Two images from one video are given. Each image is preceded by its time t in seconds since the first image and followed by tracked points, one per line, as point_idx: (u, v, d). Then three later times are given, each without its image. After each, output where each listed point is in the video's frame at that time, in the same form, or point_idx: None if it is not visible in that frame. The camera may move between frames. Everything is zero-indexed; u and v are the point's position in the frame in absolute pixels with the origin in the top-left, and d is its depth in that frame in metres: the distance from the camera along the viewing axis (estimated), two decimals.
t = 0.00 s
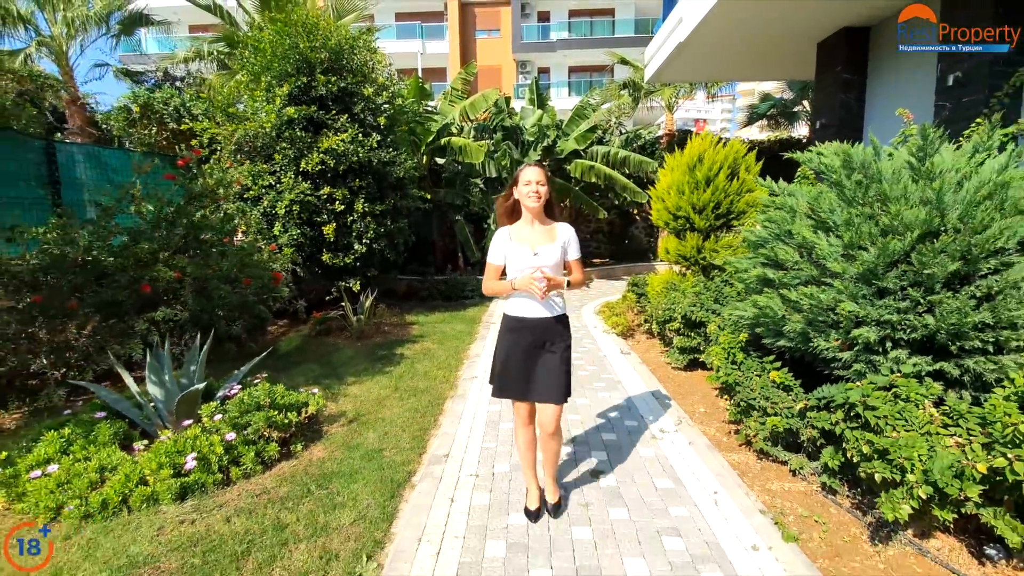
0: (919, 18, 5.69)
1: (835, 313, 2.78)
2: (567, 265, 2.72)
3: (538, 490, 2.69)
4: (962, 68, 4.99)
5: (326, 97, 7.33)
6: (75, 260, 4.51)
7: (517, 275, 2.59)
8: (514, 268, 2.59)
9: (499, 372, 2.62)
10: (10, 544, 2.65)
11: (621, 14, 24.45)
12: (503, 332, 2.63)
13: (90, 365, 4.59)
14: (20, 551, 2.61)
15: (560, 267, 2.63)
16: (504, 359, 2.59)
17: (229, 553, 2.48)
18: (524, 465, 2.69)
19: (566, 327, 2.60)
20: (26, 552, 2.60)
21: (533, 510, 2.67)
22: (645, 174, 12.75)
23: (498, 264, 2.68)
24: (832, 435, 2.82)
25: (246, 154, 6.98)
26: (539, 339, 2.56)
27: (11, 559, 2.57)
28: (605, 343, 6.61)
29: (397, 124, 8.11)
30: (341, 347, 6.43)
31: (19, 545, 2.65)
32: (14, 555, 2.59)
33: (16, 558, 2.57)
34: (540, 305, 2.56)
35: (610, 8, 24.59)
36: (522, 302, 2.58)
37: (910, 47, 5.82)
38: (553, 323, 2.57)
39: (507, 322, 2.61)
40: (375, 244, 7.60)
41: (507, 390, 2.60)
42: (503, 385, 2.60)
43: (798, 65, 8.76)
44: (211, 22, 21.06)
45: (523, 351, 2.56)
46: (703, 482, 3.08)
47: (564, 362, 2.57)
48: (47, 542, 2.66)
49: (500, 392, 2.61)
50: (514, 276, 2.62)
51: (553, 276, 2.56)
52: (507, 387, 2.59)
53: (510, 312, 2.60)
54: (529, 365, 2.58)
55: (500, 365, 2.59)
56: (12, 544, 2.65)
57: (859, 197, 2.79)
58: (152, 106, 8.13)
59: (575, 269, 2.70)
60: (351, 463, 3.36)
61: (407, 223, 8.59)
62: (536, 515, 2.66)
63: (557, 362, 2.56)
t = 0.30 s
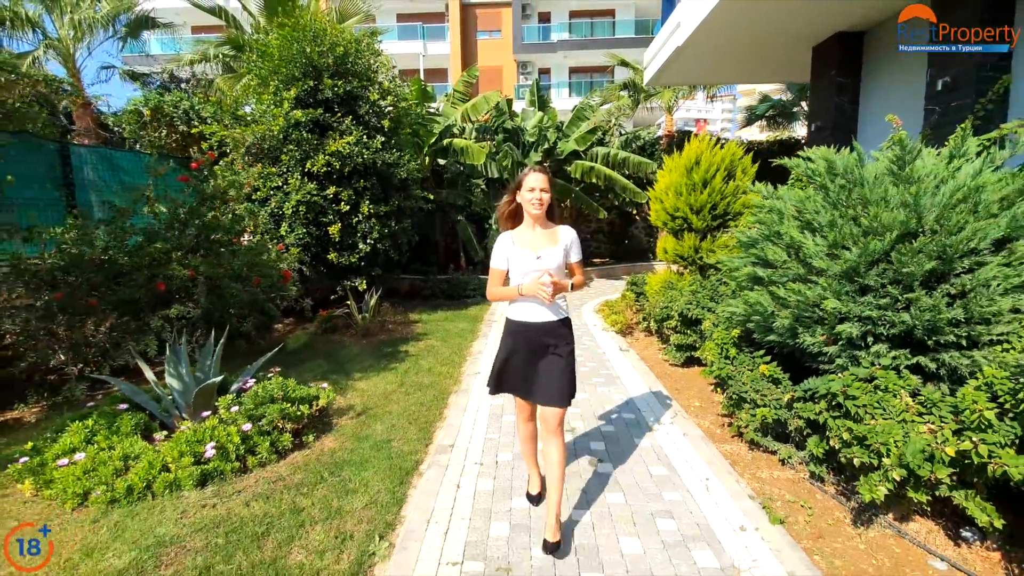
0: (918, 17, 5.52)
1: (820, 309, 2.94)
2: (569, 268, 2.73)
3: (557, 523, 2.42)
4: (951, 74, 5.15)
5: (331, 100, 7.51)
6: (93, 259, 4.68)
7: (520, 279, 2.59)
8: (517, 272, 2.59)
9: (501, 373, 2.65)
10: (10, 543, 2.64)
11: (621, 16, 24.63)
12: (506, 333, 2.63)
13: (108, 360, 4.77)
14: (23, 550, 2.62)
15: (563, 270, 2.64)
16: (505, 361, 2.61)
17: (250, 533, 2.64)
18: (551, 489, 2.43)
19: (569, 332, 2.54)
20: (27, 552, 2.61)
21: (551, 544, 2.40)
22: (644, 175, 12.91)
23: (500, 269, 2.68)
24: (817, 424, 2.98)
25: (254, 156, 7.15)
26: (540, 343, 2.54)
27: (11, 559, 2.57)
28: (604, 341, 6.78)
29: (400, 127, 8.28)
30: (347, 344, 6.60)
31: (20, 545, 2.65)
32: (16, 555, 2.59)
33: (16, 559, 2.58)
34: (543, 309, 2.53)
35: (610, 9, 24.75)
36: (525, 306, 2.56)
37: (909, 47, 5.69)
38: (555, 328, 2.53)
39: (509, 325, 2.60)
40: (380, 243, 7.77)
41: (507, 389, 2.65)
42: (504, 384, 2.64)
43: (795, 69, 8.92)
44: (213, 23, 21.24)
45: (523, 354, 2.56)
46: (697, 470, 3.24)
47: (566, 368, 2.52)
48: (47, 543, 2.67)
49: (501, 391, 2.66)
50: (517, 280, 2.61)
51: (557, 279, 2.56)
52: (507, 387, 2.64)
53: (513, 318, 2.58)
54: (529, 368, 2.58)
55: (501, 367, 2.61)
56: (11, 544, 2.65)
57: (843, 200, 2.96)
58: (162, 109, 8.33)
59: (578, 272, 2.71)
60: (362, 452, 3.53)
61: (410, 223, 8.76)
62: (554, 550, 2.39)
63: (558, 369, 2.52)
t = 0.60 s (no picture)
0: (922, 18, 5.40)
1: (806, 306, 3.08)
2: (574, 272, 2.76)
3: (553, 517, 2.49)
4: (940, 78, 5.29)
5: (336, 103, 7.67)
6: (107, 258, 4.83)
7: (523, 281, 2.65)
8: (520, 274, 2.65)
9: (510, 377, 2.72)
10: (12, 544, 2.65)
11: (621, 17, 24.76)
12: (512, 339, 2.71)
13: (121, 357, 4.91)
14: (23, 549, 2.64)
15: (566, 272, 2.67)
16: (512, 365, 2.68)
17: (265, 518, 2.79)
18: (551, 491, 2.51)
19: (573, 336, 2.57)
20: (27, 552, 2.62)
21: (547, 539, 2.47)
22: (644, 175, 13.06)
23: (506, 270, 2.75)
24: (804, 416, 3.13)
25: (260, 158, 7.31)
26: (544, 348, 2.59)
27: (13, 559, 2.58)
28: (603, 339, 6.94)
29: (403, 129, 8.43)
30: (351, 342, 6.75)
31: (19, 545, 2.67)
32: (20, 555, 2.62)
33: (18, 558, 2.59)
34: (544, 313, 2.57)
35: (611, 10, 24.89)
36: (529, 309, 2.61)
37: (909, 47, 5.61)
38: (557, 333, 2.56)
39: (514, 330, 2.67)
40: (383, 243, 7.93)
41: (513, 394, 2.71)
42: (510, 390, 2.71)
43: (791, 72, 9.07)
44: (216, 24, 21.37)
45: (527, 358, 2.62)
46: (690, 462, 3.39)
47: (569, 373, 2.55)
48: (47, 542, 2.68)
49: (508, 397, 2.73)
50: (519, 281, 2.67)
51: (559, 282, 2.60)
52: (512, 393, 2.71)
53: (517, 323, 2.64)
54: (535, 373, 2.64)
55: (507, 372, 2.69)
56: (11, 544, 2.67)
57: (829, 203, 3.11)
58: (170, 112, 8.49)
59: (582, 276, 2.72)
60: (369, 444, 3.69)
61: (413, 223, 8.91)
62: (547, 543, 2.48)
63: (562, 373, 2.56)
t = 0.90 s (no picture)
0: (919, 18, 5.36)
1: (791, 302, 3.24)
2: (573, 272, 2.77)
3: (549, 500, 2.64)
4: (928, 82, 5.42)
5: (339, 105, 7.82)
6: (118, 257, 4.99)
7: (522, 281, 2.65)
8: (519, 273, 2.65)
9: (509, 380, 2.70)
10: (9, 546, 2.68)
11: (621, 17, 24.91)
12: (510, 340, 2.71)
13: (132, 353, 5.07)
14: (23, 549, 2.68)
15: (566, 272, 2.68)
16: (511, 367, 2.67)
17: (276, 502, 2.95)
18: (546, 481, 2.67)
19: (572, 333, 2.63)
20: (27, 552, 2.66)
21: (543, 520, 2.62)
22: (642, 176, 13.21)
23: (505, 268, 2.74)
24: (789, 407, 3.29)
25: (265, 159, 7.46)
26: (545, 345, 2.63)
27: (11, 560, 2.61)
28: (601, 336, 7.10)
29: (405, 130, 8.58)
30: (354, 339, 6.91)
31: (19, 545, 2.71)
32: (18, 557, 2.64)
33: (15, 558, 2.62)
34: (546, 310, 2.60)
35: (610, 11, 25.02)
36: (528, 309, 2.63)
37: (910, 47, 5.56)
38: (558, 330, 2.62)
39: (513, 330, 2.68)
40: (386, 243, 8.09)
41: (514, 399, 2.65)
42: (510, 395, 2.65)
43: (786, 74, 9.22)
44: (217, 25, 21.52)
45: (528, 355, 2.63)
46: (681, 451, 3.55)
47: (570, 370, 2.63)
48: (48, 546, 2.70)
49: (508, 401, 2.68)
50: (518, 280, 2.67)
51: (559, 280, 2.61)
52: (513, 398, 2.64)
53: (517, 320, 2.65)
54: (535, 373, 2.65)
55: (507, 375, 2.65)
56: (12, 544, 2.71)
57: (812, 203, 3.27)
58: (178, 114, 8.67)
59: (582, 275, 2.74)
60: (374, 435, 3.84)
61: (414, 223, 9.06)
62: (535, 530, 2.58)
63: (565, 369, 2.62)
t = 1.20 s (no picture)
0: (916, 18, 5.38)
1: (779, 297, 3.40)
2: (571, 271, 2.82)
3: (548, 483, 2.82)
4: (918, 85, 5.57)
5: (343, 107, 7.99)
6: (132, 255, 5.14)
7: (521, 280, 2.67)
8: (518, 273, 2.66)
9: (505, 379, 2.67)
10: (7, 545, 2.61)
11: (621, 17, 25.07)
12: (507, 338, 2.70)
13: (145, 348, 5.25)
14: (24, 548, 2.61)
15: (565, 271, 2.72)
16: (511, 366, 2.64)
17: (290, 486, 3.11)
18: (528, 495, 2.47)
19: (570, 330, 2.70)
20: (27, 552, 2.59)
21: (543, 500, 2.81)
22: (641, 176, 13.37)
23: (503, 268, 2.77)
24: (778, 397, 3.44)
25: (271, 160, 7.63)
26: (543, 344, 2.65)
27: (10, 560, 2.54)
28: (599, 333, 7.26)
29: (408, 131, 8.74)
30: (358, 336, 7.08)
31: (19, 545, 2.64)
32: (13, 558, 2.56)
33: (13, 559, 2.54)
34: (545, 310, 2.63)
35: (611, 12, 25.17)
36: (528, 308, 2.65)
37: (911, 47, 5.54)
38: (558, 326, 2.66)
39: (511, 328, 2.68)
40: (389, 242, 8.26)
41: (516, 399, 2.60)
42: (513, 395, 2.61)
43: (782, 76, 9.38)
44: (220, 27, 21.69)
45: (526, 354, 2.64)
46: (676, 441, 3.70)
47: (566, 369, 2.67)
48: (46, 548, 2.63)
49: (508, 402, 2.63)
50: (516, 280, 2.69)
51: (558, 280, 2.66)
52: (515, 398, 2.60)
53: (515, 318, 2.66)
54: (535, 371, 2.65)
55: (508, 374, 2.61)
56: (11, 544, 2.64)
57: (799, 202, 3.43)
58: (186, 116, 8.85)
59: (579, 274, 2.79)
60: (381, 425, 4.01)
61: (416, 222, 9.22)
62: (535, 552, 2.39)
63: (563, 366, 2.67)
